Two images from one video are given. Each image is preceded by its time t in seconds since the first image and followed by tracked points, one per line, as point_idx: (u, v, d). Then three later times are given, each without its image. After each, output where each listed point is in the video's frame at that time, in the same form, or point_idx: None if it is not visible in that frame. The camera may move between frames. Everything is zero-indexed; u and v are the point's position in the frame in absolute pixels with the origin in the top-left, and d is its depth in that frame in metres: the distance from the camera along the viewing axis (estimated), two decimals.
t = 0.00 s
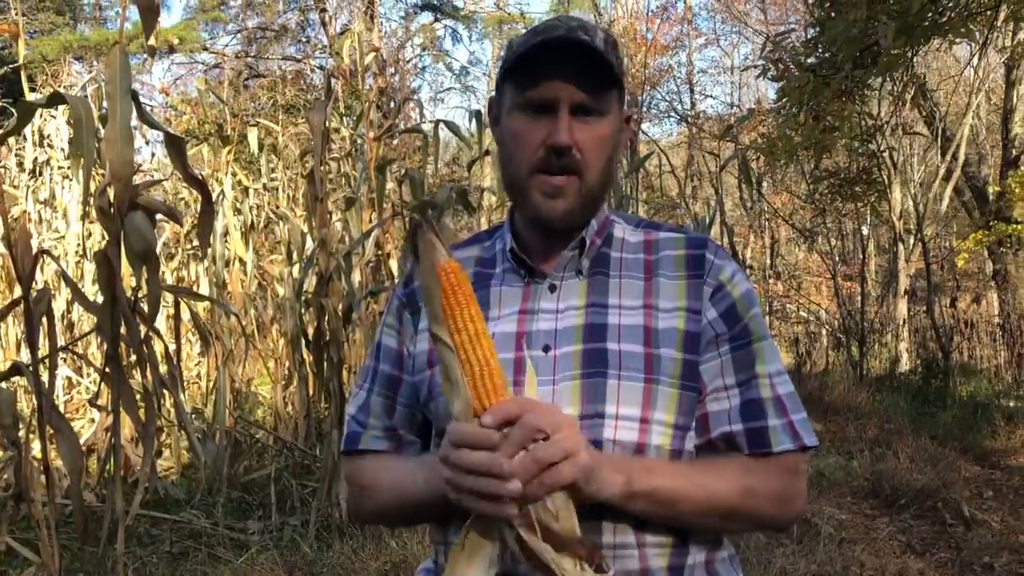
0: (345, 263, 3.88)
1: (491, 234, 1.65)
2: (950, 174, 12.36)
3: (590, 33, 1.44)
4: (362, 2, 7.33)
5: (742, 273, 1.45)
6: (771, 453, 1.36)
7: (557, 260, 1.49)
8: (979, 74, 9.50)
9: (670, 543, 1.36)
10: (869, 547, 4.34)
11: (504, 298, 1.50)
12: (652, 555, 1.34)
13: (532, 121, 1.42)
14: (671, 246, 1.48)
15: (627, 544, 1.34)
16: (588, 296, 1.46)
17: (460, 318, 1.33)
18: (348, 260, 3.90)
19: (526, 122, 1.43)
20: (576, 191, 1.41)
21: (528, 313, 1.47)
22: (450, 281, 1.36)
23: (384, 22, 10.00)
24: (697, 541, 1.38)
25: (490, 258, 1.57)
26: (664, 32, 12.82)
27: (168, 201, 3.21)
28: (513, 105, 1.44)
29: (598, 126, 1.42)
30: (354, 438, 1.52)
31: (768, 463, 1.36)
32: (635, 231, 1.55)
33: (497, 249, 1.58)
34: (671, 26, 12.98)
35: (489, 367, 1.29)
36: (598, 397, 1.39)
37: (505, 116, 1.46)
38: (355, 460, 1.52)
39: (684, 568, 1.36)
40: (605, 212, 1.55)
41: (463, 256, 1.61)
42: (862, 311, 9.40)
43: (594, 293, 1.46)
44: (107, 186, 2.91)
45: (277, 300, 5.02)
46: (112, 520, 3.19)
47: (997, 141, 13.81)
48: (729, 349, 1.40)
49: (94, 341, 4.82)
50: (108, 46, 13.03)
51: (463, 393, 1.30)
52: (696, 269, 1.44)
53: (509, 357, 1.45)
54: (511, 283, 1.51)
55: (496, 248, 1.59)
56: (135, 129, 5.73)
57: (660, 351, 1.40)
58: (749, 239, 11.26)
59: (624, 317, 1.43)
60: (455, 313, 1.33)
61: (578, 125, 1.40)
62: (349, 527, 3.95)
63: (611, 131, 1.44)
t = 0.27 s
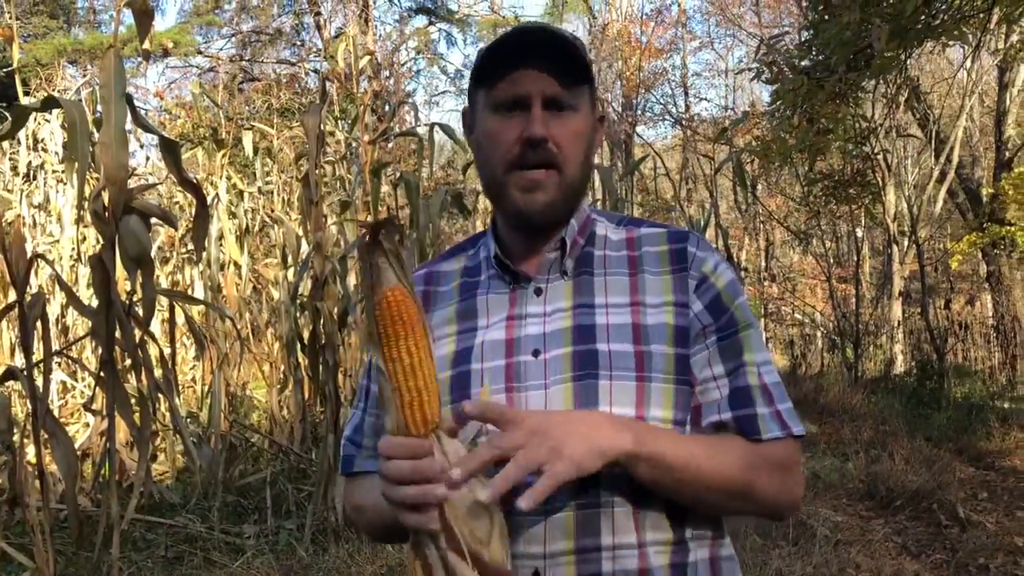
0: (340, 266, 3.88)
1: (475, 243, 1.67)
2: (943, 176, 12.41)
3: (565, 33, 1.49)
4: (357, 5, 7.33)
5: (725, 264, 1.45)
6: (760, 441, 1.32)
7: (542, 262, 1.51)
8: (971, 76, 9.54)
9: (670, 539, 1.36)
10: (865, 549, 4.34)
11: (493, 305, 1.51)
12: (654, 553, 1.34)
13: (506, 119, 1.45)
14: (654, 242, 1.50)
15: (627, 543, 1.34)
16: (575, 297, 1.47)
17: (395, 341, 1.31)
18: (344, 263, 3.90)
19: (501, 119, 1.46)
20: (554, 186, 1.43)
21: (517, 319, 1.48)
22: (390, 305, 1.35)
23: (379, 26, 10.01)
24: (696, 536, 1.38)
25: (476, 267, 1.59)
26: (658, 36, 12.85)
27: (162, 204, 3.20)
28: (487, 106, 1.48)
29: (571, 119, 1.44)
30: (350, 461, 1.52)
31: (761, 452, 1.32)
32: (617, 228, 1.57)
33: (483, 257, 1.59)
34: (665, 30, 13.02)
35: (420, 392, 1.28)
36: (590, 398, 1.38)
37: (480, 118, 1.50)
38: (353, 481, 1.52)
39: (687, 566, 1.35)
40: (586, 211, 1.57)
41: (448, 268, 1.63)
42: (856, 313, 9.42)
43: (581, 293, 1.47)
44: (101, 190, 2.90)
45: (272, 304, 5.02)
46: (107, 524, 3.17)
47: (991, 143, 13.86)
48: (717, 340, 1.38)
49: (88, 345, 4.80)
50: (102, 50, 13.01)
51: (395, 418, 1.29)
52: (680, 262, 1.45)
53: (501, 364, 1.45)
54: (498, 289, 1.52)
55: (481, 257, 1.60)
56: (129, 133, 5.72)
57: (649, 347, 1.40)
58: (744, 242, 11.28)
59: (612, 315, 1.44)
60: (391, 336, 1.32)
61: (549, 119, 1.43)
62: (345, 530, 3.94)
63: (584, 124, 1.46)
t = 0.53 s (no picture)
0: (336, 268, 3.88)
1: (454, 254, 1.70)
2: (938, 177, 12.45)
3: (490, 45, 1.49)
4: (352, 7, 7.33)
5: (705, 249, 1.45)
6: (787, 417, 1.36)
7: (517, 266, 1.52)
8: (966, 78, 9.57)
9: (666, 534, 1.35)
10: (860, 549, 4.36)
11: (471, 313, 1.53)
12: (648, 549, 1.34)
13: (454, 141, 1.50)
14: (630, 233, 1.50)
15: (615, 540, 1.34)
16: (553, 296, 1.47)
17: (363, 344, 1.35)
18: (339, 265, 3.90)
19: (449, 142, 1.51)
20: (511, 199, 1.48)
21: (495, 324, 1.49)
22: (357, 304, 1.37)
23: (374, 27, 10.01)
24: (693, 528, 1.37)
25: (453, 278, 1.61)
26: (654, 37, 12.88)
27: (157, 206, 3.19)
28: (436, 130, 1.53)
29: (514, 131, 1.48)
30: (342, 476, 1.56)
31: (789, 426, 1.36)
32: (592, 224, 1.57)
33: (460, 268, 1.62)
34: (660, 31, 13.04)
35: (387, 393, 1.33)
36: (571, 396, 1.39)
37: (431, 142, 1.55)
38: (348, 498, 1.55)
39: (683, 561, 1.35)
40: (558, 210, 1.58)
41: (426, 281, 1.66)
42: (852, 314, 9.44)
43: (558, 292, 1.47)
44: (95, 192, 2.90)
45: (267, 306, 5.02)
46: (102, 528, 3.17)
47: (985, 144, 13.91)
48: (711, 327, 1.39)
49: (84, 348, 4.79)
50: (97, 52, 12.99)
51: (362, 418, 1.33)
52: (659, 249, 1.45)
53: (482, 369, 1.46)
54: (476, 298, 1.54)
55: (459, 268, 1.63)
56: (124, 136, 5.72)
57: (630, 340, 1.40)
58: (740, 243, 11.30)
59: (590, 311, 1.44)
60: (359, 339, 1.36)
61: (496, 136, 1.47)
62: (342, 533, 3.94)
63: (528, 133, 1.49)
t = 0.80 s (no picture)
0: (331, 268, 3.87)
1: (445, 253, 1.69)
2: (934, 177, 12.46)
3: (497, 45, 1.51)
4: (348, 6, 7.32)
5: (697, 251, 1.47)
6: (788, 416, 1.37)
7: (509, 266, 1.52)
8: (962, 77, 9.56)
9: (658, 536, 1.35)
10: (856, 549, 4.35)
11: (461, 311, 1.53)
12: (640, 551, 1.33)
13: (454, 140, 1.49)
14: (623, 234, 1.51)
15: (606, 542, 1.34)
16: (545, 296, 1.48)
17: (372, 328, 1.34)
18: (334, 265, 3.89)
19: (450, 140, 1.50)
20: (510, 201, 1.47)
21: (486, 323, 1.49)
22: (367, 284, 1.34)
23: (371, 27, 10.00)
24: (685, 532, 1.36)
25: (444, 276, 1.61)
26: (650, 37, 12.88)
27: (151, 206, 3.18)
28: (435, 127, 1.51)
29: (517, 133, 1.48)
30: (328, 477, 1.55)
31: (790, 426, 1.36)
32: (585, 224, 1.58)
33: (451, 266, 1.62)
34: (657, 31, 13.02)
35: (392, 378, 1.33)
36: (563, 396, 1.39)
37: (430, 140, 1.53)
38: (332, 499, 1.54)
39: (674, 563, 1.34)
40: (551, 211, 1.58)
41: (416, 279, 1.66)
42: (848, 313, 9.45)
43: (549, 292, 1.48)
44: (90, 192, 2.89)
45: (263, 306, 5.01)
46: (97, 529, 3.16)
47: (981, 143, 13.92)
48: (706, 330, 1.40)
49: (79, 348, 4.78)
50: (92, 52, 12.98)
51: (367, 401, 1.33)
52: (652, 250, 1.46)
53: (472, 367, 1.46)
54: (467, 296, 1.54)
55: (451, 265, 1.63)
56: (120, 136, 5.70)
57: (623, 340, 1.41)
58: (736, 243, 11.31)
59: (582, 311, 1.45)
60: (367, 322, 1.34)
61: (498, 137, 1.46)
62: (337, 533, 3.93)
63: (532, 135, 1.49)
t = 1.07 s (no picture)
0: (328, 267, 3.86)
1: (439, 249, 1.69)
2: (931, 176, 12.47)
3: (507, 38, 1.49)
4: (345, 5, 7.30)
5: (697, 255, 1.49)
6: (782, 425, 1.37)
7: (509, 264, 1.52)
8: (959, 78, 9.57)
9: (655, 541, 1.34)
10: (852, 549, 4.35)
11: (458, 310, 1.52)
12: (638, 556, 1.33)
13: (461, 134, 1.47)
14: (624, 238, 1.52)
15: (604, 545, 1.34)
16: (545, 296, 1.49)
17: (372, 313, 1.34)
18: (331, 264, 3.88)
19: (456, 133, 1.48)
20: (514, 199, 1.47)
21: (484, 323, 1.49)
22: (365, 271, 1.35)
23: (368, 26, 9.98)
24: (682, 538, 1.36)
25: (439, 273, 1.60)
26: (648, 37, 12.87)
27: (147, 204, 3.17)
28: (441, 119, 1.49)
29: (525, 129, 1.47)
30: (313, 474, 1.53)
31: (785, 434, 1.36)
32: (585, 224, 1.60)
33: (446, 263, 1.61)
34: (654, 31, 13.01)
35: (395, 362, 1.32)
36: (563, 397, 1.39)
37: (434, 131, 1.51)
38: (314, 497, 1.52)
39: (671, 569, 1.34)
40: (550, 210, 1.59)
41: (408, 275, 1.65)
42: (845, 313, 9.45)
43: (549, 293, 1.49)
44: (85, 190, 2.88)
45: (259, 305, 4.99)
46: (92, 529, 3.15)
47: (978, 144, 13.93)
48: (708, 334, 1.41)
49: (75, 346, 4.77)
50: (90, 50, 12.97)
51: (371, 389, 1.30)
52: (653, 255, 1.48)
53: (470, 367, 1.45)
54: (465, 294, 1.53)
55: (446, 260, 1.62)
56: (116, 134, 5.68)
57: (624, 342, 1.42)
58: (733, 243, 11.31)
59: (583, 312, 1.45)
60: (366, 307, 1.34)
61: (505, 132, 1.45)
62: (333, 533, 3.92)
63: (538, 133, 1.49)
